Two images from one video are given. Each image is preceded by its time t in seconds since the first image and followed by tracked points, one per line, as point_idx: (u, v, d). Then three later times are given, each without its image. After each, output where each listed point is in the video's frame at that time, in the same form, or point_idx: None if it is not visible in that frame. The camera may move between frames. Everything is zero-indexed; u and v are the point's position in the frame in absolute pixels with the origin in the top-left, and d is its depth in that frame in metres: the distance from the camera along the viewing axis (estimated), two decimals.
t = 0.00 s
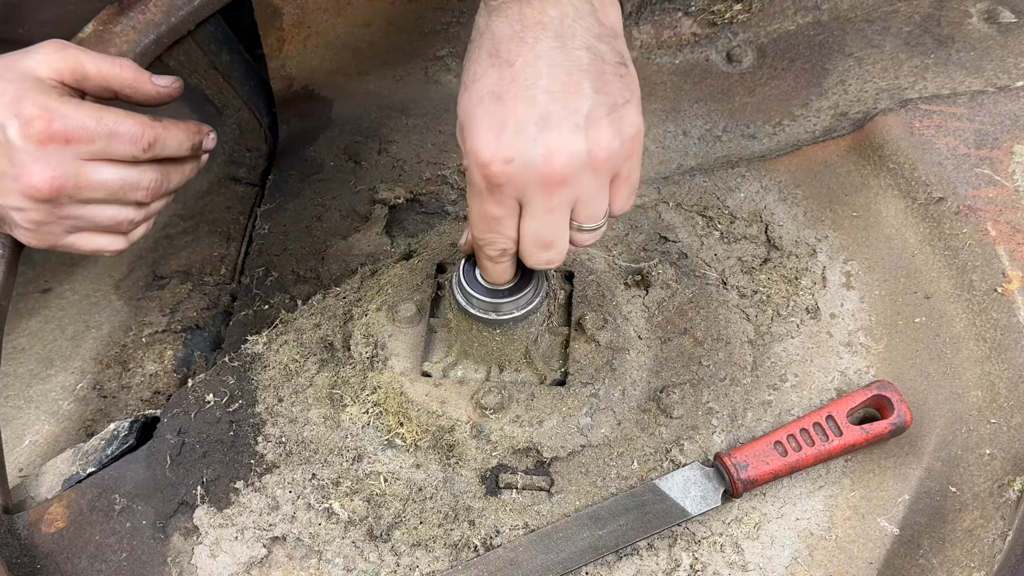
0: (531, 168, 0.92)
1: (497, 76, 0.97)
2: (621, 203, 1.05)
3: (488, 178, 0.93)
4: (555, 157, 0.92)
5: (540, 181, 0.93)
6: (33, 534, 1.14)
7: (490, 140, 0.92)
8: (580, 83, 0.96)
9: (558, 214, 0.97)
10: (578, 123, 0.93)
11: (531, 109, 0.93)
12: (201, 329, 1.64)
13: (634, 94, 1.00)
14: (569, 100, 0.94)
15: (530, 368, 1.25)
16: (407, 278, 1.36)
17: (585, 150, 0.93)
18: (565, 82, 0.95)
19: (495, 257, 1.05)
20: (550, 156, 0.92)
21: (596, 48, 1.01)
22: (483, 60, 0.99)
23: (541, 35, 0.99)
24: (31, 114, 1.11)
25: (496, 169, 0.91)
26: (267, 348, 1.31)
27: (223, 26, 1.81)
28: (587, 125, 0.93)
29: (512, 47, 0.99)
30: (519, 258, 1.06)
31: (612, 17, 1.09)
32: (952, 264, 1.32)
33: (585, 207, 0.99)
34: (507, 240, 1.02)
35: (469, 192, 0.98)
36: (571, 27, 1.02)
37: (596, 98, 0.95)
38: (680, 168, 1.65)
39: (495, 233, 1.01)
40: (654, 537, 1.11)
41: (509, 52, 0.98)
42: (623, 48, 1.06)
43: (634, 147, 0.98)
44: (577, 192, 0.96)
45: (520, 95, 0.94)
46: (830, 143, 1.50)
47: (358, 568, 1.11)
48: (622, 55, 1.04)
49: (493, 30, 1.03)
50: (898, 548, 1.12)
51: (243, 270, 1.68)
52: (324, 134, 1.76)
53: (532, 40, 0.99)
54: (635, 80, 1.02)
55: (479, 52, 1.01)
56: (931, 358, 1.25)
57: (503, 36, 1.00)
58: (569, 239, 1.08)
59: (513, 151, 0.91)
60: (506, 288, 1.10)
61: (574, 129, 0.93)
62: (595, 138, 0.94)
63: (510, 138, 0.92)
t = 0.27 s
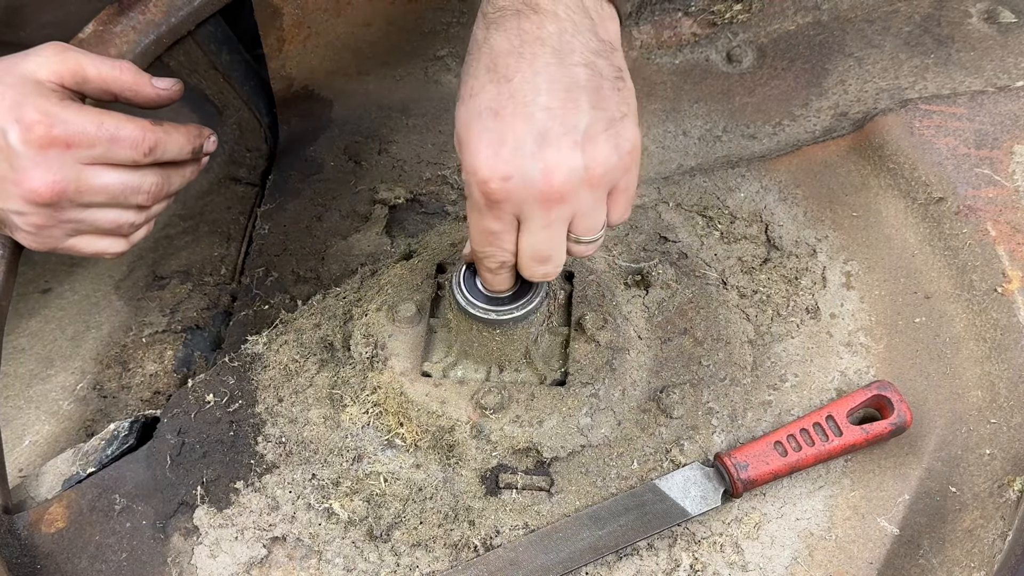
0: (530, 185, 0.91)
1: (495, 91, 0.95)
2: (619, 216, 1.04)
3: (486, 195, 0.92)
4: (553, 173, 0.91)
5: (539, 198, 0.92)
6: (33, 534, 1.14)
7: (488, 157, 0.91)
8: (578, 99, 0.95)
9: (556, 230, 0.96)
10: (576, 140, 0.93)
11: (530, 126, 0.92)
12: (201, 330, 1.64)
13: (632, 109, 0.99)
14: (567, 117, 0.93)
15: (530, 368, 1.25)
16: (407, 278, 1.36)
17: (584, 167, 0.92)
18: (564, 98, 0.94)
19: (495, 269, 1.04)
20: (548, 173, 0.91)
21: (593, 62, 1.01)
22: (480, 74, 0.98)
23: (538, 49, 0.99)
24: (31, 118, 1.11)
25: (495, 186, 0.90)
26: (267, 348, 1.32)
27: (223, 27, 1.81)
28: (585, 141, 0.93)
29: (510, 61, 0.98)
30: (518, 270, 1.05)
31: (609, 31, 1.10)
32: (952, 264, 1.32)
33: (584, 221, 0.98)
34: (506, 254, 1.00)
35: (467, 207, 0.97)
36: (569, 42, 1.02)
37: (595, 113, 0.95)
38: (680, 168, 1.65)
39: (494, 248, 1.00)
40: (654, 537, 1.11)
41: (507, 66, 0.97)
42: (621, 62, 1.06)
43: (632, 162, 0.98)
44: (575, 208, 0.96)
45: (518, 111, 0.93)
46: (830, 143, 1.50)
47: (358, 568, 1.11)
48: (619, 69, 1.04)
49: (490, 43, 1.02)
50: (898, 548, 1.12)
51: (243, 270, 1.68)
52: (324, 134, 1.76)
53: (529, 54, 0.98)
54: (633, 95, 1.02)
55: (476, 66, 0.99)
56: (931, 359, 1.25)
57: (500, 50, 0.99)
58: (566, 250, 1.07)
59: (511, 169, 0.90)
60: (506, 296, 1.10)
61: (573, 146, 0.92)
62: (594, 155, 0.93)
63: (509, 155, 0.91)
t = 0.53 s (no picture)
0: (516, 182, 0.92)
1: (484, 90, 0.97)
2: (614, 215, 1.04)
3: (474, 191, 0.94)
4: (539, 170, 0.93)
5: (524, 195, 0.93)
6: (33, 534, 1.14)
7: (475, 155, 0.93)
8: (565, 98, 0.97)
9: (548, 228, 0.97)
10: (563, 138, 0.94)
11: (517, 124, 0.94)
12: (201, 330, 1.65)
13: (623, 108, 1.01)
14: (554, 115, 0.95)
15: (530, 368, 1.25)
16: (407, 278, 1.36)
17: (570, 164, 0.94)
18: (551, 97, 0.96)
19: (491, 271, 1.03)
20: (534, 170, 0.93)
21: (583, 61, 1.02)
22: (471, 73, 1.00)
23: (528, 48, 1.00)
24: (34, 120, 1.11)
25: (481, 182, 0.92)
26: (267, 348, 1.32)
27: (223, 28, 1.81)
28: (571, 139, 0.95)
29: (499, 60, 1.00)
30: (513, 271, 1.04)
31: (601, 29, 1.10)
32: (952, 264, 1.32)
33: (575, 219, 0.98)
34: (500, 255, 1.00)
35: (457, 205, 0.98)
36: (559, 40, 1.03)
37: (581, 112, 0.97)
38: (680, 168, 1.64)
39: (488, 247, 0.99)
40: (655, 537, 1.11)
41: (497, 65, 0.99)
42: (611, 61, 1.07)
43: (623, 160, 0.98)
44: (565, 206, 0.96)
45: (505, 109, 0.95)
46: (830, 143, 1.50)
47: (358, 569, 1.11)
48: (609, 68, 1.05)
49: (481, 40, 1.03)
50: (898, 548, 1.12)
51: (244, 271, 1.68)
52: (324, 134, 1.76)
53: (519, 52, 1.00)
54: (624, 94, 1.03)
55: (467, 65, 1.02)
56: (930, 359, 1.25)
57: (492, 48, 1.00)
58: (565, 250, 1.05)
59: (497, 165, 0.92)
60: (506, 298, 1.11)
61: (559, 144, 0.94)
62: (579, 153, 0.95)
63: (495, 153, 0.93)
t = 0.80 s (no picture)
0: (521, 190, 0.93)
1: (490, 96, 0.97)
2: (621, 220, 1.04)
3: (479, 198, 0.94)
4: (544, 177, 0.93)
5: (530, 202, 0.93)
6: (33, 534, 1.14)
7: (480, 162, 0.93)
8: (572, 105, 0.97)
9: (552, 235, 0.97)
10: (569, 145, 0.94)
11: (522, 131, 0.94)
12: (201, 330, 1.65)
13: (631, 112, 1.00)
14: (560, 122, 0.95)
15: (531, 368, 1.25)
16: (407, 278, 1.36)
17: (575, 172, 0.94)
18: (557, 103, 0.96)
19: (493, 274, 1.04)
20: (539, 178, 0.93)
21: (590, 67, 1.02)
22: (477, 78, 1.00)
23: (534, 54, 1.00)
24: (37, 122, 1.11)
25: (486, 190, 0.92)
26: (267, 348, 1.32)
27: (223, 28, 1.81)
28: (577, 146, 0.94)
29: (505, 65, 1.00)
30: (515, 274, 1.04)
31: (608, 33, 1.09)
32: (952, 264, 1.32)
33: (581, 226, 0.99)
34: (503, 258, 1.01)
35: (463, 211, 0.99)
36: (566, 46, 1.02)
37: (588, 119, 0.96)
38: (681, 168, 1.64)
39: (491, 251, 1.00)
40: (655, 538, 1.11)
41: (503, 71, 0.99)
42: (619, 65, 1.07)
43: (630, 167, 0.98)
44: (570, 213, 0.96)
45: (511, 116, 0.95)
46: (830, 143, 1.50)
47: (358, 569, 1.11)
48: (617, 73, 1.05)
49: (487, 45, 1.04)
50: (898, 548, 1.12)
51: (244, 271, 1.68)
52: (324, 134, 1.76)
53: (525, 58, 1.00)
54: (632, 98, 1.02)
55: (473, 70, 1.02)
56: (931, 359, 1.25)
57: (498, 54, 1.01)
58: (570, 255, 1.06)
59: (502, 173, 0.92)
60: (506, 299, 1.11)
61: (564, 152, 0.94)
62: (586, 160, 0.94)
63: (501, 160, 0.93)
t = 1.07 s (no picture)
0: (534, 209, 0.92)
1: (502, 114, 0.97)
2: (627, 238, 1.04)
3: (489, 217, 0.93)
4: (557, 197, 0.92)
5: (541, 221, 0.93)
6: (32, 534, 1.14)
7: (492, 179, 0.92)
8: (585, 124, 0.96)
9: (559, 250, 0.97)
10: (582, 165, 0.93)
11: (535, 150, 0.93)
12: (201, 330, 1.65)
13: (641, 132, 1.00)
14: (572, 141, 0.94)
15: (530, 368, 1.25)
16: (407, 278, 1.36)
17: (588, 192, 0.93)
18: (570, 123, 0.95)
19: (497, 283, 1.05)
20: (551, 197, 0.92)
21: (602, 86, 1.02)
22: (489, 97, 1.00)
23: (547, 73, 1.00)
24: (35, 125, 1.11)
25: (498, 209, 0.91)
26: (267, 348, 1.32)
27: (223, 27, 1.81)
28: (590, 166, 0.93)
29: (517, 83, 1.00)
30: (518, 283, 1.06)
31: (618, 53, 1.10)
32: (952, 264, 1.32)
33: (589, 241, 0.99)
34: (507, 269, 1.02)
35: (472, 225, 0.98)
36: (579, 66, 1.03)
37: (601, 138, 0.96)
38: (681, 168, 1.64)
39: (497, 263, 1.01)
40: (655, 537, 1.11)
41: (515, 89, 0.99)
42: (630, 85, 1.07)
43: (642, 186, 0.97)
44: (579, 230, 0.96)
45: (523, 135, 0.94)
46: (830, 143, 1.50)
47: (358, 569, 1.11)
48: (629, 92, 1.05)
49: (499, 63, 1.04)
50: (898, 548, 1.12)
51: (244, 271, 1.69)
52: (324, 134, 1.76)
53: (538, 77, 1.00)
54: (642, 118, 1.02)
55: (484, 88, 1.01)
56: (931, 359, 1.25)
57: (510, 72, 1.01)
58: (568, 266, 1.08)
59: (515, 193, 0.91)
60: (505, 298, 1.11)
61: (577, 171, 0.93)
62: (599, 179, 0.93)
63: (513, 179, 0.92)
